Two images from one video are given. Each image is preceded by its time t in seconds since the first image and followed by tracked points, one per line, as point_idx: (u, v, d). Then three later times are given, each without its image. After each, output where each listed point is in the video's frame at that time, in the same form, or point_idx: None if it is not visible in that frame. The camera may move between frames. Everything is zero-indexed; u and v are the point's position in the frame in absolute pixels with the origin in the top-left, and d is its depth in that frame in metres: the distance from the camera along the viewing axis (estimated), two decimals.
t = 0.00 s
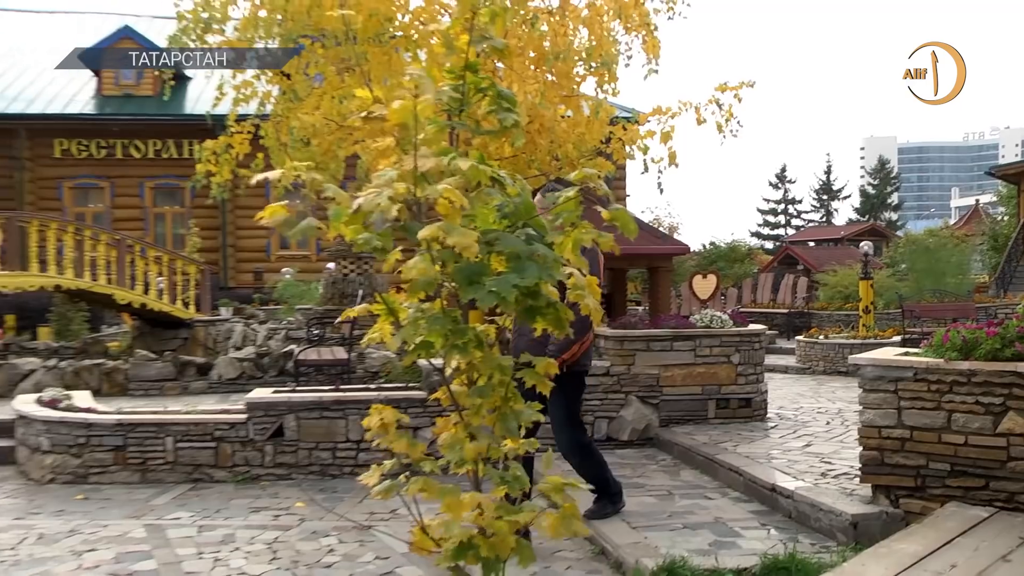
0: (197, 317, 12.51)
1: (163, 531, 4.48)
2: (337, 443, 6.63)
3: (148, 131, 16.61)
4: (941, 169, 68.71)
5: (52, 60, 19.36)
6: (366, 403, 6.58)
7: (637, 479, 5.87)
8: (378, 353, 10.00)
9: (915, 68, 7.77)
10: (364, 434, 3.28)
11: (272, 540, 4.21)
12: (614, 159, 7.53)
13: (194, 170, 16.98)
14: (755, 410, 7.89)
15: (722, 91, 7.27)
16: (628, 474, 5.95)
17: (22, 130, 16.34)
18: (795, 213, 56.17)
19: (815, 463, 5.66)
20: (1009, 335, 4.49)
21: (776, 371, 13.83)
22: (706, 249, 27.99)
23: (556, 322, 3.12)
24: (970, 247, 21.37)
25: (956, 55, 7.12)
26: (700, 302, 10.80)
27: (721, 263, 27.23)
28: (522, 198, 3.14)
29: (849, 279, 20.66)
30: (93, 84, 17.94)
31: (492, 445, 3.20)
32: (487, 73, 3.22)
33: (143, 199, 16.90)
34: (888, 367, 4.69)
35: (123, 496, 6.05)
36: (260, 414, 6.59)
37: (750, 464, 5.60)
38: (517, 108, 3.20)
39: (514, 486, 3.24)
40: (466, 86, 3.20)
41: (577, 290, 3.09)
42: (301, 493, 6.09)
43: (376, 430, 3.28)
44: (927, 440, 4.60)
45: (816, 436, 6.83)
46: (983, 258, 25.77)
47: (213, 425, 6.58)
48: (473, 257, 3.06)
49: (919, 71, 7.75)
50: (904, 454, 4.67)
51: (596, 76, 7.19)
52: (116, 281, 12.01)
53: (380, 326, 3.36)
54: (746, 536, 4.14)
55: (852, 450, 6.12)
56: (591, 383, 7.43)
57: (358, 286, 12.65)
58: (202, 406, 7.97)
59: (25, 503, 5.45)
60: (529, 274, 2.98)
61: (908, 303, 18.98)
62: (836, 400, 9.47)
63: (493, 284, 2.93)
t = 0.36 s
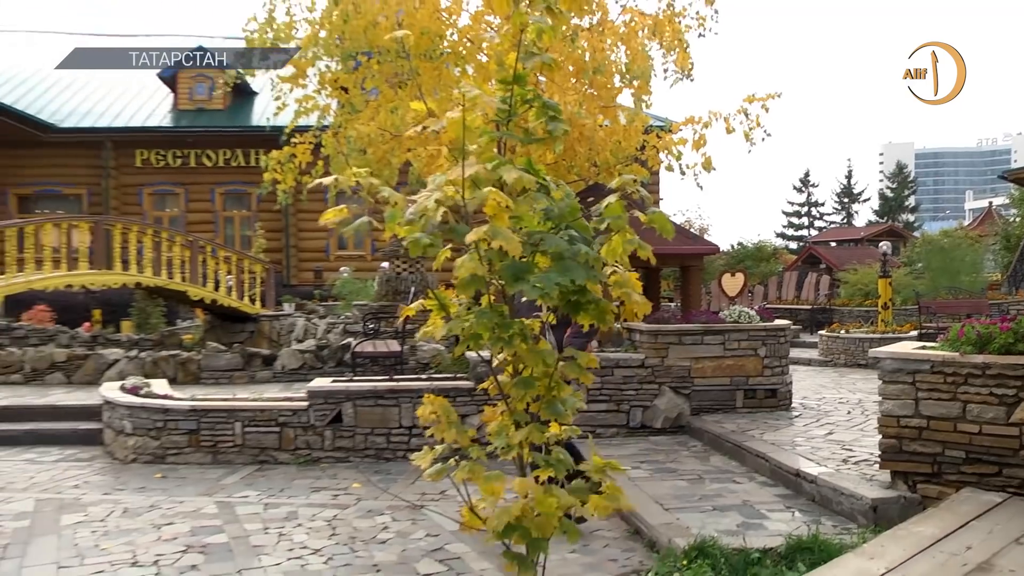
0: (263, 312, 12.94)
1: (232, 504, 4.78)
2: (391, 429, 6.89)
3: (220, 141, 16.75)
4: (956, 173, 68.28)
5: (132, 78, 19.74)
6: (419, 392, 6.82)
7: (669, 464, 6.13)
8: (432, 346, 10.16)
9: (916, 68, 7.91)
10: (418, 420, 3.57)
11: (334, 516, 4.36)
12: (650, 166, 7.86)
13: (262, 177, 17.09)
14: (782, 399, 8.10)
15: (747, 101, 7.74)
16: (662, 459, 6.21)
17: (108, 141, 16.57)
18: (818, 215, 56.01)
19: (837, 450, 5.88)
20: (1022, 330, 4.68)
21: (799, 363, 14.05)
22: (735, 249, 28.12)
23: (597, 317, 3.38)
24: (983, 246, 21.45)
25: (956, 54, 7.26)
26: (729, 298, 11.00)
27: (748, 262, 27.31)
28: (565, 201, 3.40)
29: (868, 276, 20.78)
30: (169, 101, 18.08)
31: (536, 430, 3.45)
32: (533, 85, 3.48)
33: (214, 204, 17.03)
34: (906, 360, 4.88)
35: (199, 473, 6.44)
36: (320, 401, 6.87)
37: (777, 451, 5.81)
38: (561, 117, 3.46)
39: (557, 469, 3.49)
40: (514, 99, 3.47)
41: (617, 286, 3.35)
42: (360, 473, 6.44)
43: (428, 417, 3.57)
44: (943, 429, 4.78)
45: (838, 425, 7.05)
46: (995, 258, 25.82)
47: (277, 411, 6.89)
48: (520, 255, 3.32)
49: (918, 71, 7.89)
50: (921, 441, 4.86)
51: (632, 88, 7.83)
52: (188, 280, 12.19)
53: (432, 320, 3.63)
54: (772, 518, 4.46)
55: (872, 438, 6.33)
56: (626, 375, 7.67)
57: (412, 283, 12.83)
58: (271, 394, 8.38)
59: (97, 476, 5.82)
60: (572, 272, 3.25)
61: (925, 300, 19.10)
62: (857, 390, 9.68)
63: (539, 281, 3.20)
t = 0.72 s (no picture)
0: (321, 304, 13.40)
1: (292, 483, 5.12)
2: (438, 414, 7.23)
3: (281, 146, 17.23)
4: (969, 173, 68.20)
5: (197, 86, 20.37)
6: (465, 378, 7.14)
7: (698, 447, 6.40)
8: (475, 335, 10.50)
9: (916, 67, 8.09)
10: (468, 403, 3.84)
11: (385, 493, 4.78)
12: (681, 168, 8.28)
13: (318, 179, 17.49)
14: (804, 386, 8.33)
15: (776, 111, 8.19)
16: (690, 443, 6.49)
17: (179, 146, 17.15)
18: (836, 214, 55.93)
19: (856, 434, 6.13)
20: None
21: (818, 354, 14.27)
22: (757, 245, 28.29)
23: (633, 310, 3.67)
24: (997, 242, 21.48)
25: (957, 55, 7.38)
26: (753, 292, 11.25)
27: (772, 258, 27.47)
28: (604, 201, 3.69)
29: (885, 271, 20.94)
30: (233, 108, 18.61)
31: (576, 414, 3.72)
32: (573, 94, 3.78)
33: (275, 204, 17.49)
34: (922, 350, 5.11)
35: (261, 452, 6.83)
36: (374, 386, 7.18)
37: (799, 435, 6.08)
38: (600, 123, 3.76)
39: (596, 451, 3.77)
40: (556, 108, 3.80)
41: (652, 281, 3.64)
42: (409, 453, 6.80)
43: (476, 401, 3.85)
44: (957, 415, 5.00)
45: (857, 411, 7.29)
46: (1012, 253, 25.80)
47: (334, 396, 7.23)
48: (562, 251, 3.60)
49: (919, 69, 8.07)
50: (937, 427, 5.07)
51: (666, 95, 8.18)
52: (253, 274, 12.64)
53: (479, 312, 3.91)
54: (795, 499, 4.77)
55: (890, 424, 6.57)
56: (658, 364, 7.94)
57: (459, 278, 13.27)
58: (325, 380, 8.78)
59: (163, 451, 6.21)
60: (610, 266, 3.53)
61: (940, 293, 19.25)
62: (875, 379, 9.90)
63: (580, 274, 3.47)
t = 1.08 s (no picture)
0: (376, 304, 14.90)
1: (351, 468, 5.60)
2: (486, 404, 7.59)
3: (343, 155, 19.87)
4: (984, 179, 67.96)
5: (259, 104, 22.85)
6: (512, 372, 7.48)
7: (728, 437, 6.71)
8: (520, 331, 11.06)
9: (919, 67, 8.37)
10: (515, 394, 4.12)
11: (436, 478, 5.21)
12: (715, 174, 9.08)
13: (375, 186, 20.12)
14: (829, 380, 8.67)
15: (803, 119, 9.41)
16: (721, 433, 6.80)
17: (247, 158, 19.91)
18: (856, 218, 55.99)
19: (878, 426, 6.39)
20: None
21: (842, 350, 14.53)
22: (783, 247, 28.53)
23: (670, 307, 3.98)
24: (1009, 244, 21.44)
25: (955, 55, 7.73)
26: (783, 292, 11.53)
27: (799, 259, 27.63)
28: (641, 206, 3.99)
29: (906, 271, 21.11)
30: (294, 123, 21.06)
31: (617, 405, 4.01)
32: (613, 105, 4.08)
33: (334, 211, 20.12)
34: (941, 345, 5.34)
35: (323, 438, 7.32)
36: (428, 378, 7.57)
37: (824, 426, 6.35)
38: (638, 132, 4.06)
39: (634, 440, 4.06)
40: (598, 119, 4.11)
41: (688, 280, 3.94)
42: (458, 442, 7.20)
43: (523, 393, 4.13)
44: (974, 408, 5.22)
45: (879, 403, 7.54)
46: None
47: (389, 387, 7.64)
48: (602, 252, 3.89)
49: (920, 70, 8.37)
50: (954, 420, 5.30)
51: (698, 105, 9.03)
52: (315, 274, 14.35)
53: (524, 309, 4.20)
54: (820, 486, 5.09)
55: (911, 415, 6.80)
56: (691, 359, 8.25)
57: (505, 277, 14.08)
58: (381, 372, 9.29)
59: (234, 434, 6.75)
60: (648, 267, 3.83)
61: (959, 292, 19.40)
62: (896, 373, 10.13)
63: (620, 273, 3.77)
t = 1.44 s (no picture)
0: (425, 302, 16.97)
1: (400, 455, 6.31)
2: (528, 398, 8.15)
3: (390, 167, 22.76)
4: (996, 184, 67.87)
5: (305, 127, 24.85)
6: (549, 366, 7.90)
7: (753, 428, 7.05)
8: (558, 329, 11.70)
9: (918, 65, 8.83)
10: (558, 387, 4.44)
11: (481, 466, 5.97)
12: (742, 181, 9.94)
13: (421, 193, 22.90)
14: (850, 375, 9.19)
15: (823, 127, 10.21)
16: (747, 425, 7.14)
17: (305, 169, 23.15)
18: (873, 222, 56.25)
19: (896, 418, 6.66)
20: None
21: (861, 347, 14.84)
22: (805, 249, 28.82)
23: (701, 305, 4.31)
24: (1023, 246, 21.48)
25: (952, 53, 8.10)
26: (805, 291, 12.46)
27: (819, 260, 28.04)
28: (674, 210, 4.31)
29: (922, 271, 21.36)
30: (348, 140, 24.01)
31: (652, 397, 4.31)
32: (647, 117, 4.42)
33: (386, 216, 23.03)
34: (956, 342, 5.60)
35: (375, 429, 7.89)
36: (472, 372, 8.12)
37: (846, 418, 6.66)
38: (671, 141, 4.39)
39: (668, 429, 4.37)
40: (633, 129, 4.45)
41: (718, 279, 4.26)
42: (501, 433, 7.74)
43: (564, 385, 4.45)
44: (988, 402, 5.46)
45: (897, 397, 7.82)
46: None
47: (437, 379, 8.21)
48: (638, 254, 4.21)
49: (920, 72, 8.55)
50: (969, 413, 5.54)
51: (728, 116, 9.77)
52: (366, 275, 16.25)
53: (566, 307, 4.53)
54: (840, 475, 5.43)
55: (928, 409, 7.07)
56: (719, 353, 8.79)
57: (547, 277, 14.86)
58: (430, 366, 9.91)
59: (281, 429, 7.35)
60: (681, 267, 4.15)
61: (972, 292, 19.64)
62: (914, 369, 10.41)
63: (654, 273, 4.09)
